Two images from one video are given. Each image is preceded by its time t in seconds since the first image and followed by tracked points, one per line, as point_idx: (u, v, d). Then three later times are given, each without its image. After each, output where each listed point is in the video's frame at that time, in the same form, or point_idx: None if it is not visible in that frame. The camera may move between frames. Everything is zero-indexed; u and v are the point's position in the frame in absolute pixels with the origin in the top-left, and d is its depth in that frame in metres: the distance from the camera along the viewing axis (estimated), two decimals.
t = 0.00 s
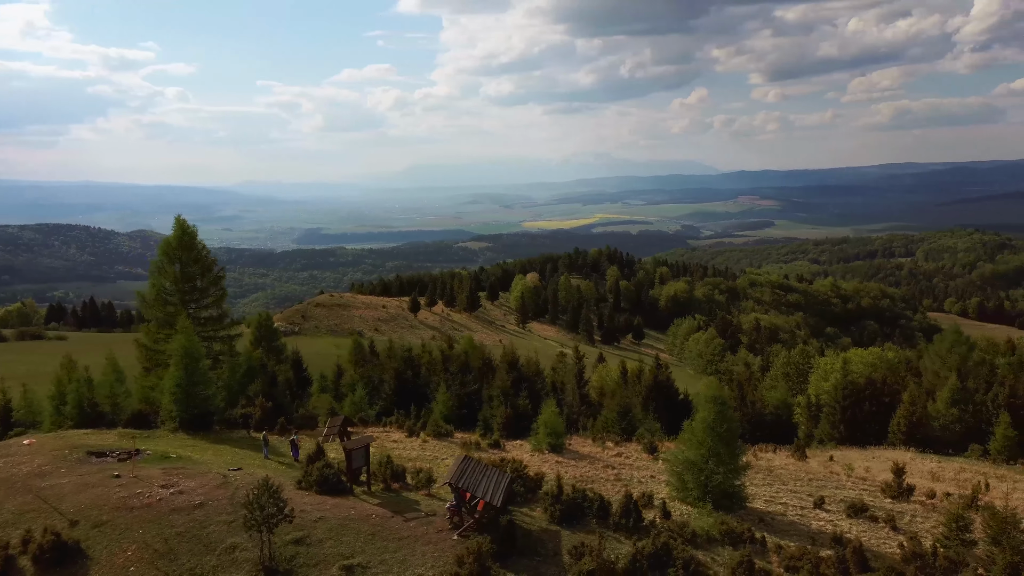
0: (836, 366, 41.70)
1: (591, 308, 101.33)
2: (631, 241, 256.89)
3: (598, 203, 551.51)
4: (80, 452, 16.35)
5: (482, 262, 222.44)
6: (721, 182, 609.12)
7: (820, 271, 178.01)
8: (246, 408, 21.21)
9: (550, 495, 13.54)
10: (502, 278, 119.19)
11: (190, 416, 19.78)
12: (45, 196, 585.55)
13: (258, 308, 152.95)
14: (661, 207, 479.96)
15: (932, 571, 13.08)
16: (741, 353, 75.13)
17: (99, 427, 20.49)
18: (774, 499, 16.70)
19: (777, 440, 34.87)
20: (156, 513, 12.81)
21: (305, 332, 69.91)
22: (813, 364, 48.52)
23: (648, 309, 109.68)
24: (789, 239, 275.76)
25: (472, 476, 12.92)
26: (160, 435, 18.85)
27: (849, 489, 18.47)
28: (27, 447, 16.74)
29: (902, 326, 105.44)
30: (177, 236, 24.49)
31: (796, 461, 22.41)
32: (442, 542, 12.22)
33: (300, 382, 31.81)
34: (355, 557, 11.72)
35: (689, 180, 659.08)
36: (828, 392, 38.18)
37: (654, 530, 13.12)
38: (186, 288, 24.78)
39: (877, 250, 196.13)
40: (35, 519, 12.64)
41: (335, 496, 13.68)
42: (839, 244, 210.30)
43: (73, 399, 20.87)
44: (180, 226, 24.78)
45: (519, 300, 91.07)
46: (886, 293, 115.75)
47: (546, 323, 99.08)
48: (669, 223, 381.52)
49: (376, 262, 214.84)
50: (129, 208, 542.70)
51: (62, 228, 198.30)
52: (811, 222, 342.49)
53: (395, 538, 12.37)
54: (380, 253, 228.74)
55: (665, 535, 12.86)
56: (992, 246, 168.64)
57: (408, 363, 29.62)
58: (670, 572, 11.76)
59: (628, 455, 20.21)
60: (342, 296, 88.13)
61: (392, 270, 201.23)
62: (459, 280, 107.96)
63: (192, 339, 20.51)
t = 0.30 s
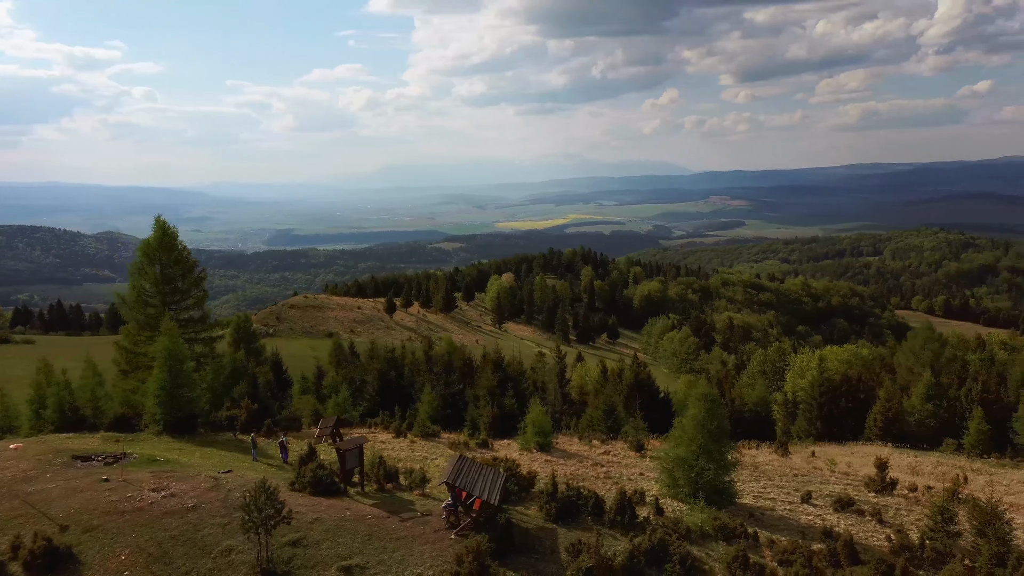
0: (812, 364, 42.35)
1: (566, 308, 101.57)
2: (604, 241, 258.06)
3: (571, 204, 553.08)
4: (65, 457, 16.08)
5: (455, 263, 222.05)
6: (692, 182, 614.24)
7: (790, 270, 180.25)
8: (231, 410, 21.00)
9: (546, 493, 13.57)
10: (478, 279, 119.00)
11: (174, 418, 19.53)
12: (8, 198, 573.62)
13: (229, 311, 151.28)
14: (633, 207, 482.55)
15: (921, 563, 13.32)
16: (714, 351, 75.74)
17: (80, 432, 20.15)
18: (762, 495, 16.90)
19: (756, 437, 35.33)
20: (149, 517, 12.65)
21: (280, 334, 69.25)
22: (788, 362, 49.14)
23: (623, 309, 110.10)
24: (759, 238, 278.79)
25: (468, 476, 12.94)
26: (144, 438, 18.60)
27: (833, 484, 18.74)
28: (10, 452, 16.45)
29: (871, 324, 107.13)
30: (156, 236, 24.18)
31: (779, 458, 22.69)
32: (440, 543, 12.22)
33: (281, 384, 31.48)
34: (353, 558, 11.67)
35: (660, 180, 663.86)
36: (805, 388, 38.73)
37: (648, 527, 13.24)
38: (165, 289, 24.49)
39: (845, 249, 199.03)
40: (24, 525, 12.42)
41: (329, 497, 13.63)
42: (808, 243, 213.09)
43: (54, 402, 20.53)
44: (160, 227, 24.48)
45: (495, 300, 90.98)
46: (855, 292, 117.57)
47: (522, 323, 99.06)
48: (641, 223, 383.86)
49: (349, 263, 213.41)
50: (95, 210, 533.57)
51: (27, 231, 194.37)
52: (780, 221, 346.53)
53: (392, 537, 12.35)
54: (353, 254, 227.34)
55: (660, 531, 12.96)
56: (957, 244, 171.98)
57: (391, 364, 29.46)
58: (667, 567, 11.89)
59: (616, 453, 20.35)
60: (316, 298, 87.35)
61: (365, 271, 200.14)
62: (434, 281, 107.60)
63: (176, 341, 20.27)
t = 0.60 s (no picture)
0: (788, 361, 42.99)
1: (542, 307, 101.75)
2: (577, 241, 258.96)
3: (543, 204, 554.14)
4: (49, 461, 15.83)
5: (429, 264, 221.43)
6: (663, 183, 618.83)
7: (761, 269, 182.31)
8: (215, 413, 20.84)
9: (542, 491, 13.64)
10: (453, 280, 118.76)
11: (158, 421, 19.29)
12: None
13: (200, 314, 149.48)
14: (606, 208, 484.62)
15: (909, 555, 13.58)
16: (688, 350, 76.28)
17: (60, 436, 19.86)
18: (750, 490, 17.11)
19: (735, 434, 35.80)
20: (140, 521, 12.50)
21: (255, 336, 68.53)
22: (765, 360, 49.77)
23: (597, 308, 110.47)
24: (730, 238, 281.44)
25: (464, 475, 12.93)
26: (127, 442, 18.36)
27: (818, 479, 19.00)
28: None
29: (841, 322, 108.64)
30: (137, 236, 23.89)
31: (762, 454, 22.98)
32: (438, 541, 12.21)
33: (262, 386, 31.20)
34: (351, 558, 11.64)
35: (632, 180, 667.66)
36: (781, 385, 39.19)
37: (642, 523, 13.31)
38: (146, 290, 24.17)
39: (815, 248, 201.74)
40: (12, 530, 12.21)
41: (323, 498, 13.56)
42: (778, 243, 215.74)
43: (32, 406, 20.19)
44: (140, 226, 24.13)
45: (471, 301, 90.87)
46: (825, 290, 119.22)
47: (498, 323, 99.02)
48: (614, 223, 385.73)
49: (321, 264, 211.77)
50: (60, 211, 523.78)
51: None
52: (751, 221, 350.06)
53: (389, 537, 12.32)
54: (325, 255, 225.77)
55: (654, 527, 13.06)
56: (923, 243, 174.98)
57: (373, 363, 29.33)
58: (663, 565, 12.03)
59: (603, 451, 20.48)
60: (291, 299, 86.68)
61: (337, 273, 198.96)
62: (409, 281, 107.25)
63: (159, 343, 20.04)
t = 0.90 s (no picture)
0: (767, 360, 43.44)
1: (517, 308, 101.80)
2: (551, 242, 259.41)
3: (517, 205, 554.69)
4: (33, 466, 15.58)
5: (403, 265, 220.68)
6: (636, 184, 622.35)
7: (733, 269, 183.90)
8: (199, 416, 20.64)
9: (536, 490, 13.69)
10: (428, 281, 118.47)
11: (141, 424, 19.03)
12: None
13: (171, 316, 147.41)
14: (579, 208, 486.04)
15: (897, 547, 13.81)
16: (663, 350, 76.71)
17: (41, 440, 19.54)
18: (737, 487, 17.30)
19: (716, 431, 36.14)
20: (132, 525, 12.37)
21: (229, 339, 67.84)
22: (742, 358, 50.25)
23: (573, 308, 110.71)
24: (702, 238, 283.96)
25: (459, 475, 12.95)
26: (110, 445, 18.11)
27: (802, 474, 19.27)
28: None
29: (812, 320, 110.13)
30: (116, 237, 23.59)
31: (746, 451, 23.20)
32: (434, 541, 12.22)
33: (244, 388, 30.84)
34: (348, 559, 11.59)
35: (605, 181, 670.47)
36: (759, 382, 39.64)
37: (636, 520, 13.41)
38: (126, 292, 23.88)
39: (786, 247, 204.07)
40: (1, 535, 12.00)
41: (316, 500, 13.51)
42: (750, 243, 217.86)
43: (12, 410, 19.82)
44: (119, 228, 23.87)
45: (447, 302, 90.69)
46: (796, 290, 120.78)
47: (474, 324, 98.87)
48: (587, 224, 386.98)
49: (293, 266, 209.92)
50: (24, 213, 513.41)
51: None
52: (723, 222, 353.35)
53: (384, 537, 12.32)
54: (298, 257, 223.84)
55: (647, 524, 13.17)
56: (891, 243, 177.84)
57: (356, 365, 29.10)
58: (658, 561, 12.16)
59: (590, 449, 20.62)
60: (265, 301, 85.96)
61: (310, 275, 197.45)
62: (384, 282, 106.72)
63: (143, 345, 19.80)
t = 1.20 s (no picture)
0: (745, 358, 43.89)
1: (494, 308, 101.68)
2: (525, 242, 259.61)
3: (491, 206, 554.48)
4: (19, 470, 15.34)
5: (377, 266, 219.56)
6: (609, 184, 625.17)
7: (707, 268, 185.27)
8: (184, 418, 20.40)
9: (531, 488, 13.74)
10: (404, 281, 118.01)
11: (125, 427, 18.83)
12: None
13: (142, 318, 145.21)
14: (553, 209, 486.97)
15: (884, 540, 14.07)
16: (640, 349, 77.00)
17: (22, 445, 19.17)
18: (725, 482, 17.49)
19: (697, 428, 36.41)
20: (126, 528, 12.23)
21: (204, 341, 67.01)
22: (720, 356, 50.72)
23: (549, 308, 110.82)
24: (675, 238, 285.83)
25: (455, 474, 12.97)
26: (95, 449, 17.86)
27: (787, 470, 19.51)
28: None
29: (785, 319, 111.37)
30: (96, 237, 23.30)
31: (731, 447, 23.42)
32: (431, 540, 12.23)
33: (225, 390, 30.54)
34: (346, 560, 11.55)
35: (579, 182, 672.51)
36: (739, 379, 40.02)
37: (630, 516, 13.51)
38: (107, 294, 23.57)
39: (758, 247, 206.11)
40: None
41: (310, 501, 13.46)
42: (723, 242, 219.77)
43: None
44: (99, 229, 23.56)
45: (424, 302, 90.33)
46: (769, 288, 122.07)
47: (450, 324, 98.55)
48: (562, 224, 387.85)
49: (266, 267, 207.99)
50: None
51: None
52: (696, 221, 356.06)
53: (381, 538, 12.30)
54: (270, 258, 221.73)
55: (642, 520, 13.29)
56: (860, 242, 180.35)
57: (339, 365, 28.95)
58: (655, 556, 12.28)
59: (578, 447, 20.70)
60: (240, 302, 85.02)
61: (283, 276, 195.72)
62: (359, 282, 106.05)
63: (127, 348, 19.57)
